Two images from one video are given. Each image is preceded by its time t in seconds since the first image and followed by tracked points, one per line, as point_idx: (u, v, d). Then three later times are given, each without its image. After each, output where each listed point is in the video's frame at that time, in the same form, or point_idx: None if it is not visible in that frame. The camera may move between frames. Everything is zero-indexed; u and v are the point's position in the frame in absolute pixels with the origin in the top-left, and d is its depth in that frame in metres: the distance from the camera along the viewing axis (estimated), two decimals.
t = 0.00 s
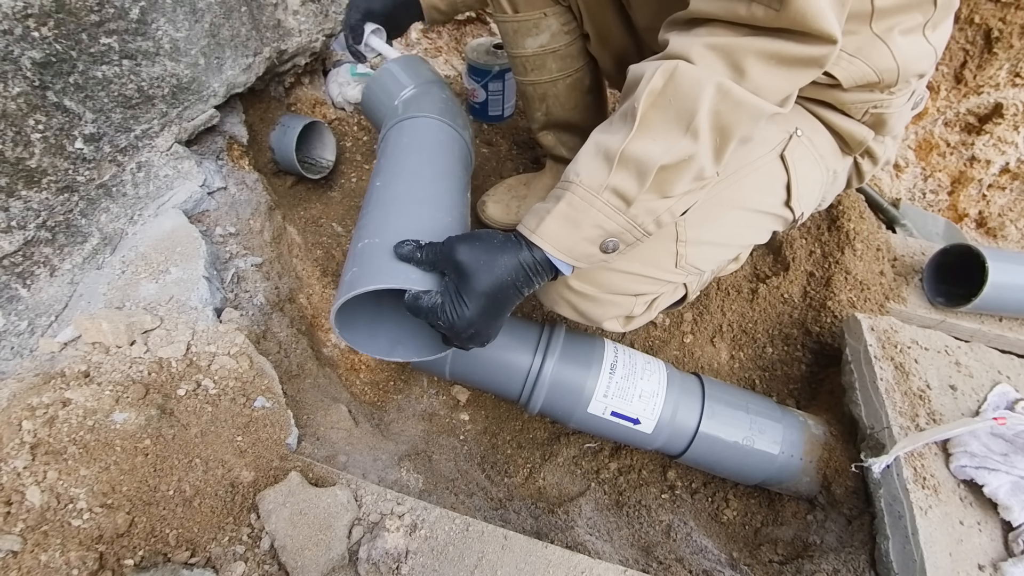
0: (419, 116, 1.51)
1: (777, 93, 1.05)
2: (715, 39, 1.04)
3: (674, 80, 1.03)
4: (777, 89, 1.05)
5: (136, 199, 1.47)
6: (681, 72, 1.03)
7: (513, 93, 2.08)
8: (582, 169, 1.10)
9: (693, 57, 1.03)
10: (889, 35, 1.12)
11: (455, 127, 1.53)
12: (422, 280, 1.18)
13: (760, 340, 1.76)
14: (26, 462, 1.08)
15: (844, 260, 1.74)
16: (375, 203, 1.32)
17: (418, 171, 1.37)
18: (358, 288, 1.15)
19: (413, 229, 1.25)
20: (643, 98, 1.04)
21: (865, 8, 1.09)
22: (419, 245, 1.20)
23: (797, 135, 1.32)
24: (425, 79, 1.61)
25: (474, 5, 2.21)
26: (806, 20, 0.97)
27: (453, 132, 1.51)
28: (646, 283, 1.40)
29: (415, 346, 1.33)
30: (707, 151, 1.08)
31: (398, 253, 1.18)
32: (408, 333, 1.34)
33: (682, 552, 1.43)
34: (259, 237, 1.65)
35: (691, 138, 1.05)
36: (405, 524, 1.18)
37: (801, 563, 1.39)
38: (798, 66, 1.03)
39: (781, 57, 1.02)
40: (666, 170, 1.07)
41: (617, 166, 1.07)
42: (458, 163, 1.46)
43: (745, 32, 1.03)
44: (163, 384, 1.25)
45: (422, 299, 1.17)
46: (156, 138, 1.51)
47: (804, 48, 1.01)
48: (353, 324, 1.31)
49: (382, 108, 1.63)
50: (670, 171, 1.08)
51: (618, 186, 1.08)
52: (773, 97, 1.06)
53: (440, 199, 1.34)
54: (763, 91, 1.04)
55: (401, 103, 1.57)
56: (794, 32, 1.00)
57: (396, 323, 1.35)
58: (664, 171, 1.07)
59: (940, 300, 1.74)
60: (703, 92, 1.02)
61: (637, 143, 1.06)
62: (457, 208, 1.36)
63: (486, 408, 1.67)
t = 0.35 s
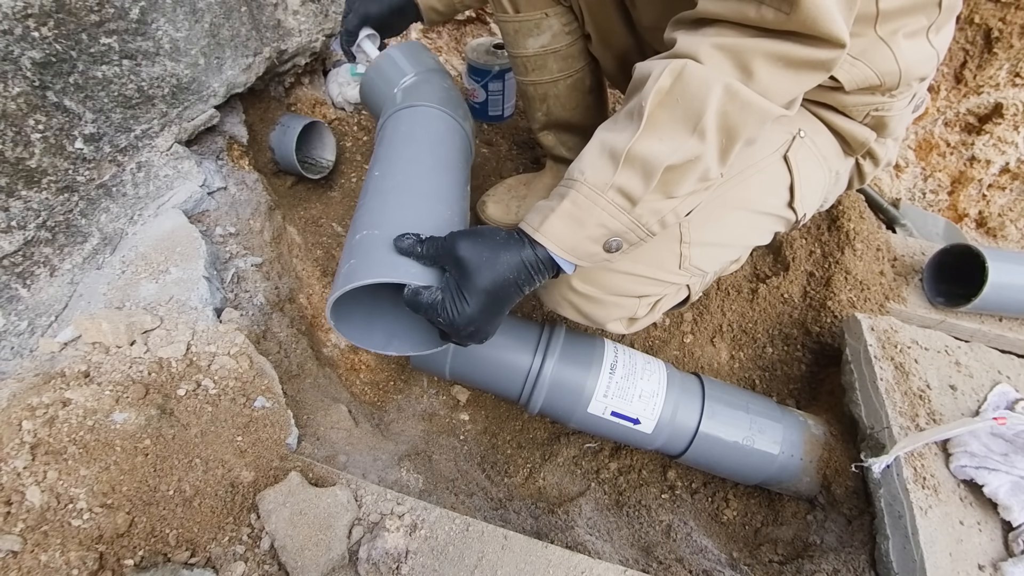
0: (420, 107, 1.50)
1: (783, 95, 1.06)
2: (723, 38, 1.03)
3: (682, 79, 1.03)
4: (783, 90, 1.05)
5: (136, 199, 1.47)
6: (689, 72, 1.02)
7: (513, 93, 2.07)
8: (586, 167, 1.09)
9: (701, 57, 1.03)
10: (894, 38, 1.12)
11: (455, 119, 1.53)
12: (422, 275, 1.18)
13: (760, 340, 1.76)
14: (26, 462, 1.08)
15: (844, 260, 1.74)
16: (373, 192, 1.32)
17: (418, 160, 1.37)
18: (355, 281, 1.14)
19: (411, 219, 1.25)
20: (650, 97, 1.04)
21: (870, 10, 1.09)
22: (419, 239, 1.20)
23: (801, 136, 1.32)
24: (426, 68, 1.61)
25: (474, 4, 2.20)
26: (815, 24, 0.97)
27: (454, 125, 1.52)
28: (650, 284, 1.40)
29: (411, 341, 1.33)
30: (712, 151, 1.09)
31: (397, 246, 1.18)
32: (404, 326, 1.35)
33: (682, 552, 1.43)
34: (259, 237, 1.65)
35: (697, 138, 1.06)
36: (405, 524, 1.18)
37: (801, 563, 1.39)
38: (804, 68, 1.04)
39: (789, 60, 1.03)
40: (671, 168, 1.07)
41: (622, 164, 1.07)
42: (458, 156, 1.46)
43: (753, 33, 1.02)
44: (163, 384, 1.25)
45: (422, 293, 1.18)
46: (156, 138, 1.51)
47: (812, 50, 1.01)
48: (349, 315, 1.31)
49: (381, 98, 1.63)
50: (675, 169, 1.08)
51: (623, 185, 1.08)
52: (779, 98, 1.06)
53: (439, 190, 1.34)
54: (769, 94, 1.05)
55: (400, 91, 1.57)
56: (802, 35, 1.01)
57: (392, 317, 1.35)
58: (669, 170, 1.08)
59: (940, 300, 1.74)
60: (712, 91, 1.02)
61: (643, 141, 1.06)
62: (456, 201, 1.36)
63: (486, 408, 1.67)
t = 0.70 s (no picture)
0: (429, 105, 1.52)
1: (785, 99, 1.06)
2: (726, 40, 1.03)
3: (685, 78, 1.03)
4: (785, 93, 1.05)
5: (136, 199, 1.47)
6: (692, 72, 1.03)
7: (513, 93, 2.07)
8: (586, 164, 1.09)
9: (704, 57, 1.03)
10: (895, 42, 1.12)
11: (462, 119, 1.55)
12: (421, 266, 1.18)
13: (760, 340, 1.76)
14: (26, 462, 1.08)
15: (844, 260, 1.74)
16: (379, 187, 1.33)
17: (426, 156, 1.38)
18: (357, 271, 1.15)
19: (416, 213, 1.26)
20: (652, 95, 1.04)
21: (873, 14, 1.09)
22: (419, 231, 1.21)
23: (800, 137, 1.32)
24: (434, 68, 1.63)
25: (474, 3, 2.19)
26: (819, 29, 0.97)
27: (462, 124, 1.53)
28: (647, 284, 1.40)
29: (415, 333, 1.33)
30: (712, 152, 1.08)
31: (397, 237, 1.19)
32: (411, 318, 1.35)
33: (682, 552, 1.43)
34: (259, 237, 1.65)
35: (698, 138, 1.06)
36: (405, 524, 1.18)
37: (801, 563, 1.39)
38: (807, 72, 1.04)
39: (792, 63, 1.03)
40: (671, 167, 1.07)
41: (622, 162, 1.07)
42: (465, 154, 1.47)
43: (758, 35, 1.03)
44: (163, 384, 1.25)
45: (420, 283, 1.18)
46: (156, 138, 1.51)
47: (816, 54, 1.01)
48: (354, 306, 1.32)
49: (390, 95, 1.64)
50: (675, 168, 1.08)
51: (622, 183, 1.08)
52: (780, 101, 1.06)
53: (444, 186, 1.35)
54: (772, 97, 1.05)
55: (410, 90, 1.59)
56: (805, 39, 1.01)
57: (395, 310, 1.36)
58: (668, 169, 1.08)
59: (940, 300, 1.74)
60: (714, 92, 1.02)
61: (643, 140, 1.06)
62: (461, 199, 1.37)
63: (486, 408, 1.67)
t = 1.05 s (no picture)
0: (383, 107, 1.51)
1: (795, 103, 1.10)
2: (752, 38, 1.07)
3: (708, 64, 1.05)
4: (796, 98, 1.09)
5: (136, 199, 1.47)
6: (716, 59, 1.04)
7: (513, 93, 2.06)
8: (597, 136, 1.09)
9: (728, 49, 1.06)
10: (892, 48, 1.11)
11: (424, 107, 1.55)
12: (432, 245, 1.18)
13: (760, 340, 1.76)
14: (26, 462, 1.08)
15: (844, 260, 1.74)
16: (366, 196, 1.33)
17: (392, 159, 1.37)
18: (380, 275, 1.15)
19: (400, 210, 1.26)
20: (676, 75, 1.04)
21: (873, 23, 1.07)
22: (419, 218, 1.20)
23: (800, 135, 1.33)
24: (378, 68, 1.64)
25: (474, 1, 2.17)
26: (839, 42, 1.01)
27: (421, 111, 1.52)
28: (650, 283, 1.40)
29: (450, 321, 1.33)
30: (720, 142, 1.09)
31: (401, 231, 1.18)
32: (441, 307, 1.36)
33: (682, 552, 1.43)
34: (259, 237, 1.65)
35: (710, 125, 1.07)
36: (405, 524, 1.18)
37: (801, 563, 1.39)
38: (821, 82, 1.08)
39: (808, 69, 1.07)
40: (679, 149, 1.08)
41: (632, 135, 1.06)
42: (432, 136, 1.46)
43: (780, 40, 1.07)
44: (163, 384, 1.25)
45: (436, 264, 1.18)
46: (156, 138, 1.51)
47: (832, 65, 1.05)
48: (384, 309, 1.32)
49: (347, 115, 1.63)
50: (684, 150, 1.08)
51: (628, 156, 1.08)
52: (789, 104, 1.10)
53: (421, 173, 1.34)
54: (785, 99, 1.09)
55: (363, 97, 1.58)
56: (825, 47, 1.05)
57: (423, 301, 1.36)
58: (678, 151, 1.08)
59: (940, 300, 1.74)
60: (734, 83, 1.04)
61: (658, 118, 1.05)
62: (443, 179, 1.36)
63: (486, 408, 1.66)
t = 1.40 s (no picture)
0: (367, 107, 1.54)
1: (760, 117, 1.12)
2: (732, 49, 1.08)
3: (684, 69, 1.06)
4: (763, 112, 1.11)
5: (136, 199, 1.47)
6: (690, 68, 1.06)
7: (513, 93, 2.05)
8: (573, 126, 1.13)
9: (705, 59, 1.08)
10: (893, 61, 1.12)
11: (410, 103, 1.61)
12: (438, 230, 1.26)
13: (760, 340, 1.76)
14: (26, 462, 1.08)
15: (844, 260, 1.74)
16: (370, 202, 1.40)
17: (386, 161, 1.42)
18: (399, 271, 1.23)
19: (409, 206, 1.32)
20: (650, 77, 1.06)
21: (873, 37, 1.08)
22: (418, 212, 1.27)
23: (797, 139, 1.34)
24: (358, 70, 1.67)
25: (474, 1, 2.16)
26: (803, 64, 1.01)
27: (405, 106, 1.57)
28: (641, 277, 1.40)
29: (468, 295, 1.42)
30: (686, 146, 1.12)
31: (405, 228, 1.26)
32: (455, 287, 1.45)
33: (682, 552, 1.43)
34: (259, 237, 1.65)
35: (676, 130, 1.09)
36: (405, 523, 1.18)
37: (801, 563, 1.39)
38: (786, 100, 1.10)
39: (775, 86, 1.08)
40: (647, 146, 1.11)
41: (604, 127, 1.09)
42: (419, 128, 1.51)
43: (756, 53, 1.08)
44: (163, 384, 1.25)
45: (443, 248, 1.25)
46: (156, 138, 1.51)
47: (798, 86, 1.06)
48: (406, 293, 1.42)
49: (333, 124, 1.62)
50: (651, 147, 1.11)
51: (599, 146, 1.11)
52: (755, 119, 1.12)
53: (414, 166, 1.40)
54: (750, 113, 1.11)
55: (347, 101, 1.59)
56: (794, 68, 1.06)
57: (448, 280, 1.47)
58: (646, 147, 1.11)
59: (940, 300, 1.74)
60: (704, 92, 1.06)
61: (630, 116, 1.08)
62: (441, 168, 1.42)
63: (486, 408, 1.66)
